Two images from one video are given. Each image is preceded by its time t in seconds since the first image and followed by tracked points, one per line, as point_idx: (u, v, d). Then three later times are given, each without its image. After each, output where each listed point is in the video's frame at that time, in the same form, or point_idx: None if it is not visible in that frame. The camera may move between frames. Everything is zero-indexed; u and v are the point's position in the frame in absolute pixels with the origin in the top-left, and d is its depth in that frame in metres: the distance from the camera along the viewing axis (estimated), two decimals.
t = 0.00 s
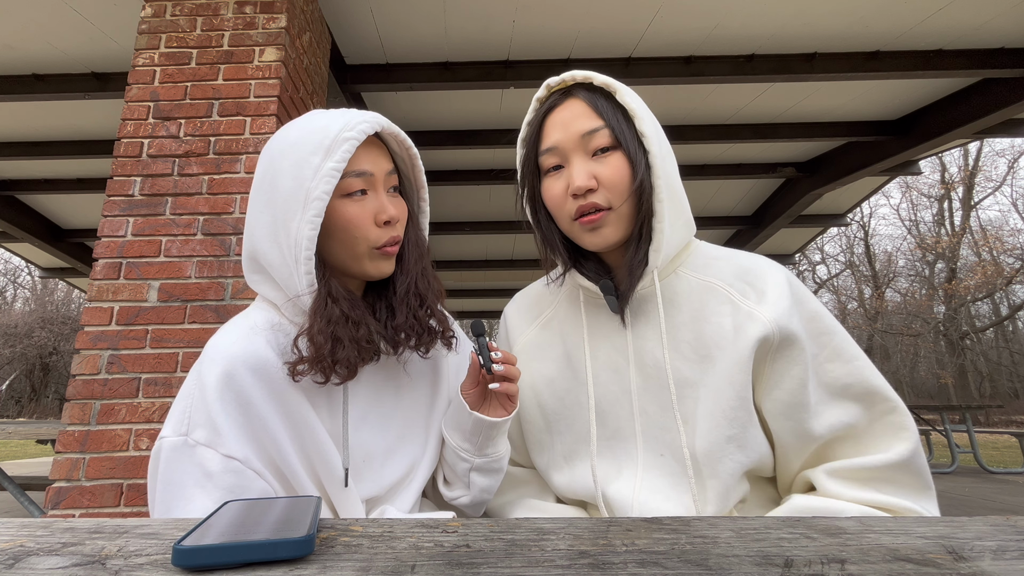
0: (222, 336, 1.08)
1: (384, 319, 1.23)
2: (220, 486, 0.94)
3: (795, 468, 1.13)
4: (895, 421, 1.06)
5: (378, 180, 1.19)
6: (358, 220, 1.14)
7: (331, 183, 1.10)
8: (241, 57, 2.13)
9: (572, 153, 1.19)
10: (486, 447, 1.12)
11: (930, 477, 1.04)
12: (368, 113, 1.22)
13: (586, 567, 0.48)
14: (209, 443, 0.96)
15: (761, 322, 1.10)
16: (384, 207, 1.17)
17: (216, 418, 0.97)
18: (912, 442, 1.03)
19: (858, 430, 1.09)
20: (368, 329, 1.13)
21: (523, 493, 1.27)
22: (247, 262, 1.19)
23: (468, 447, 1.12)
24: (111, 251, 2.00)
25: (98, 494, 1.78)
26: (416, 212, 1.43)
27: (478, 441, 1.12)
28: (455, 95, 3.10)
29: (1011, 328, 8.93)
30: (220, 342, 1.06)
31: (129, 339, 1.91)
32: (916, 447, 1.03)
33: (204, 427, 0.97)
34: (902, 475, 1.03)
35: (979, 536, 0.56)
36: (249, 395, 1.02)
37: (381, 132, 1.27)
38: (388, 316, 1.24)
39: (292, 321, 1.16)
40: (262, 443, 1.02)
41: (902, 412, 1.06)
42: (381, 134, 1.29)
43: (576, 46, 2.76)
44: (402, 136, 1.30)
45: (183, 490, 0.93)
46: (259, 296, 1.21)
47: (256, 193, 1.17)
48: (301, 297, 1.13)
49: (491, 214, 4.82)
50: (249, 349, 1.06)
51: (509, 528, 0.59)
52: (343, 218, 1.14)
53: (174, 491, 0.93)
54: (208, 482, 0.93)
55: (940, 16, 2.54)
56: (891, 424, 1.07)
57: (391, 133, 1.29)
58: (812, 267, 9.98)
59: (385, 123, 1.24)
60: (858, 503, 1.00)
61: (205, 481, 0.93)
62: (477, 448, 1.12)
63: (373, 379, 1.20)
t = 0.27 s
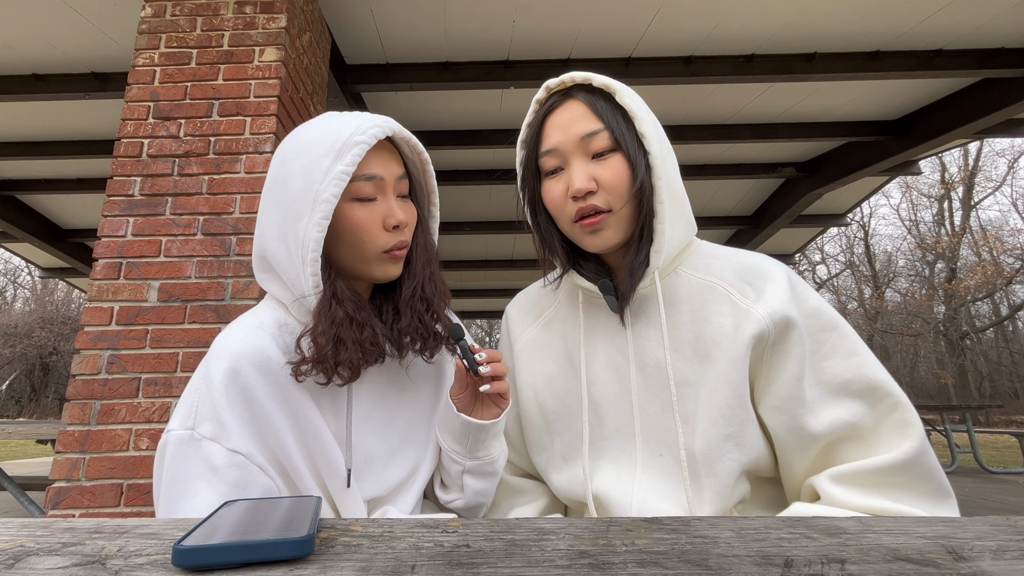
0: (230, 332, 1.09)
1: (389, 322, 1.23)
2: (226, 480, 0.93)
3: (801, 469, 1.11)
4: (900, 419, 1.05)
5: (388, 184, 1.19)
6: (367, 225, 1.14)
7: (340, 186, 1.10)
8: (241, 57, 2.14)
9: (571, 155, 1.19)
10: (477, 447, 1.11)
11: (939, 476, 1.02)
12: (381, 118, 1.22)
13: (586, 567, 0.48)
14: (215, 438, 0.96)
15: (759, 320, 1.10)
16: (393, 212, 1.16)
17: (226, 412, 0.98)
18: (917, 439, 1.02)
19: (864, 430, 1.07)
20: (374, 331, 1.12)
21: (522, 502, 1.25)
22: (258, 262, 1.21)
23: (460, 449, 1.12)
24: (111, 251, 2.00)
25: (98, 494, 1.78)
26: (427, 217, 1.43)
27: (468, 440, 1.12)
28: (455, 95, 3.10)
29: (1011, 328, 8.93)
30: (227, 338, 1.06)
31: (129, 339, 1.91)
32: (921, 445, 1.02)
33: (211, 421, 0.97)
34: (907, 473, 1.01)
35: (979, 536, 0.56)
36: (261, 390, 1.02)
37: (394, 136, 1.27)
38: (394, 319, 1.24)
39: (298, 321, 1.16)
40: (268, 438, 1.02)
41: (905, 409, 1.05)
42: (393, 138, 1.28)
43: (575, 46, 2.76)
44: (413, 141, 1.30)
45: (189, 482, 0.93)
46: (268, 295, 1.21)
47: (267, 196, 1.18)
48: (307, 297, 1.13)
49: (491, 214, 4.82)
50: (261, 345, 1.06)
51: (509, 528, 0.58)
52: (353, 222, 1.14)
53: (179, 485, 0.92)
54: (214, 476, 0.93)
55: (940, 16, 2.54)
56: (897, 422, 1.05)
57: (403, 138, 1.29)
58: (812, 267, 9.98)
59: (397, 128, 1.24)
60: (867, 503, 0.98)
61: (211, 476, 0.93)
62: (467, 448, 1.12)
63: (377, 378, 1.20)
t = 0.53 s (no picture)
0: (244, 309, 1.16)
1: (389, 323, 1.22)
2: (223, 443, 0.99)
3: (787, 472, 1.11)
4: (886, 425, 1.05)
5: (398, 190, 1.18)
6: (370, 228, 1.14)
7: (343, 187, 1.11)
8: (241, 57, 2.14)
9: (574, 155, 1.19)
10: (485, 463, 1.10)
11: (920, 485, 1.03)
12: (396, 123, 1.22)
13: (585, 567, 0.48)
14: (215, 404, 1.02)
15: (760, 319, 1.10)
16: (399, 217, 1.16)
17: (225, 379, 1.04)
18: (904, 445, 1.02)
19: (853, 435, 1.07)
20: (364, 331, 1.13)
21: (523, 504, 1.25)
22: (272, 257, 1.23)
23: (463, 463, 1.11)
24: (111, 251, 2.00)
25: (98, 494, 1.78)
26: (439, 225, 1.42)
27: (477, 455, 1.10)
28: (455, 95, 3.10)
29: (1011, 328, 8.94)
30: (240, 313, 1.13)
31: (129, 339, 1.91)
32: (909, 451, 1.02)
33: (214, 389, 1.03)
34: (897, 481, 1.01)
35: (979, 536, 0.56)
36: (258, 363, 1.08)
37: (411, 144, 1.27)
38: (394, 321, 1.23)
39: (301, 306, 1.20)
40: (265, 415, 1.06)
41: (891, 415, 1.05)
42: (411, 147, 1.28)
43: (575, 46, 2.76)
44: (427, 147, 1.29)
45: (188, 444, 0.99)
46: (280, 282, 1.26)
47: (285, 192, 1.18)
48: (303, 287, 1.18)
49: (491, 214, 4.82)
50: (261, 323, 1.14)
51: (509, 528, 0.59)
52: (356, 223, 1.14)
53: (181, 444, 0.99)
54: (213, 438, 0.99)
55: (940, 15, 2.54)
56: (884, 428, 1.05)
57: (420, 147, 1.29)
58: (812, 267, 9.97)
59: (411, 136, 1.23)
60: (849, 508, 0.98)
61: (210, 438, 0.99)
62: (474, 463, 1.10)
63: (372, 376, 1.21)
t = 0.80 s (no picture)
0: (259, 286, 1.17)
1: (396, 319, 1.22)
2: (242, 409, 0.99)
3: (780, 475, 1.11)
4: (878, 428, 1.06)
5: (413, 189, 1.19)
6: (382, 222, 1.15)
7: (359, 178, 1.13)
8: (241, 57, 2.14)
9: (575, 155, 1.19)
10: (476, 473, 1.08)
11: (911, 490, 1.03)
12: (417, 124, 1.25)
13: (585, 567, 0.48)
14: (237, 370, 1.01)
15: (757, 318, 1.10)
16: (411, 215, 1.16)
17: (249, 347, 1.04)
18: (895, 449, 1.03)
19: (846, 437, 1.07)
20: (371, 322, 1.14)
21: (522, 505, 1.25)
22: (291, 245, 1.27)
23: (453, 469, 1.08)
24: (111, 251, 2.00)
25: (98, 494, 1.78)
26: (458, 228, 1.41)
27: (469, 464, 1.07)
28: (455, 95, 3.10)
29: (1011, 328, 8.98)
30: (256, 290, 1.14)
31: (129, 338, 1.91)
32: (899, 456, 1.02)
33: (234, 356, 1.02)
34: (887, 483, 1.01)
35: (979, 536, 0.56)
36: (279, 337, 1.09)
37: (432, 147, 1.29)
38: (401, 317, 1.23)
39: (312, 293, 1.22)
40: (281, 388, 1.06)
41: (886, 418, 1.06)
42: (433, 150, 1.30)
43: (575, 46, 2.76)
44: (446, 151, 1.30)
45: (208, 408, 0.97)
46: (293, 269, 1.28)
47: (307, 188, 1.21)
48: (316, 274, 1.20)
49: (491, 214, 4.82)
50: (278, 299, 1.15)
51: (509, 527, 0.59)
52: (370, 217, 1.16)
53: (199, 408, 0.97)
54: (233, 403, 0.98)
55: (941, 15, 2.54)
56: (876, 432, 1.06)
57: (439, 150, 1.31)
58: (812, 267, 9.96)
59: (431, 137, 1.25)
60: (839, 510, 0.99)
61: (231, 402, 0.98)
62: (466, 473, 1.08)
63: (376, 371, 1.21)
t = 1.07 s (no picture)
0: (263, 266, 1.17)
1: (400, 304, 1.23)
2: (259, 375, 0.99)
3: (780, 475, 1.11)
4: (877, 427, 1.06)
5: (418, 173, 1.20)
6: (387, 207, 1.16)
7: (364, 160, 1.14)
8: (241, 57, 2.14)
9: (576, 157, 1.19)
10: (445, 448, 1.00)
11: (911, 488, 1.03)
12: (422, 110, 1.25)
13: (586, 567, 0.48)
14: (253, 338, 1.01)
15: (757, 317, 1.11)
16: (415, 199, 1.17)
17: (264, 317, 1.05)
18: (894, 447, 1.03)
19: (846, 436, 1.07)
20: (371, 304, 1.14)
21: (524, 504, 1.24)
22: (293, 228, 1.28)
23: (423, 446, 1.00)
24: (111, 251, 2.00)
25: (98, 494, 1.78)
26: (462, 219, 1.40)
27: (436, 436, 0.99)
28: (455, 95, 3.10)
29: (1012, 328, 9.04)
30: (261, 269, 1.16)
31: (129, 338, 1.91)
32: (897, 454, 1.03)
33: (249, 325, 1.03)
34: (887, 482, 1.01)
35: (979, 536, 0.56)
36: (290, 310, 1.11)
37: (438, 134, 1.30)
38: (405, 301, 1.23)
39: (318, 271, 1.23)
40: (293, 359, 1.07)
41: (885, 417, 1.06)
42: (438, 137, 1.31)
43: (575, 46, 2.76)
44: (453, 138, 1.30)
45: (226, 373, 0.97)
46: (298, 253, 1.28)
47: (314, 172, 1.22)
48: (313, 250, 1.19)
49: (491, 214, 4.82)
50: (283, 277, 1.18)
51: (509, 527, 0.59)
52: (375, 201, 1.17)
53: (215, 374, 0.97)
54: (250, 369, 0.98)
55: (940, 16, 2.54)
56: (875, 430, 1.06)
57: (447, 139, 1.32)
58: (812, 267, 9.93)
59: (436, 123, 1.26)
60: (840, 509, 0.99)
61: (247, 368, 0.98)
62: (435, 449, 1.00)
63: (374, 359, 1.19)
